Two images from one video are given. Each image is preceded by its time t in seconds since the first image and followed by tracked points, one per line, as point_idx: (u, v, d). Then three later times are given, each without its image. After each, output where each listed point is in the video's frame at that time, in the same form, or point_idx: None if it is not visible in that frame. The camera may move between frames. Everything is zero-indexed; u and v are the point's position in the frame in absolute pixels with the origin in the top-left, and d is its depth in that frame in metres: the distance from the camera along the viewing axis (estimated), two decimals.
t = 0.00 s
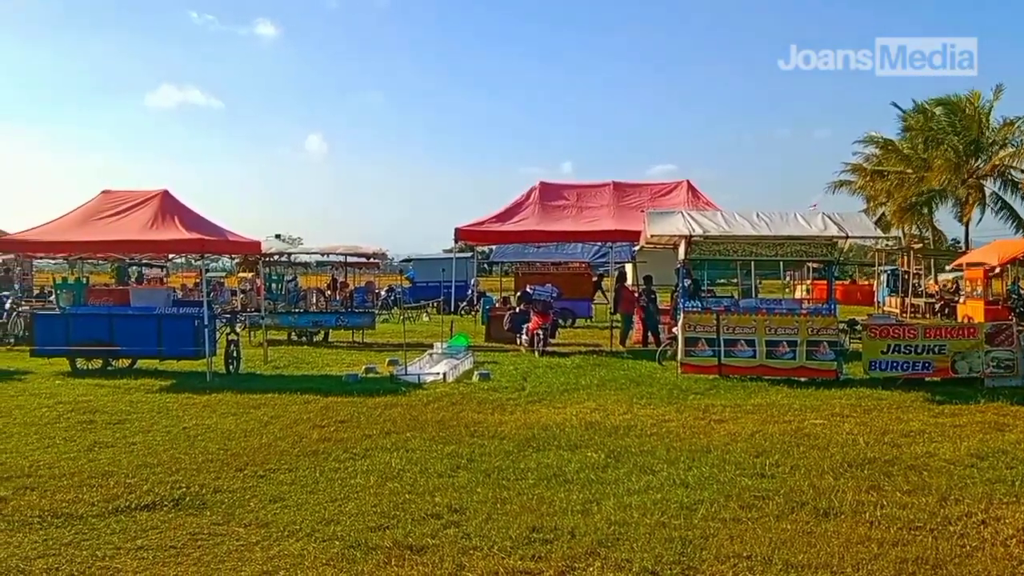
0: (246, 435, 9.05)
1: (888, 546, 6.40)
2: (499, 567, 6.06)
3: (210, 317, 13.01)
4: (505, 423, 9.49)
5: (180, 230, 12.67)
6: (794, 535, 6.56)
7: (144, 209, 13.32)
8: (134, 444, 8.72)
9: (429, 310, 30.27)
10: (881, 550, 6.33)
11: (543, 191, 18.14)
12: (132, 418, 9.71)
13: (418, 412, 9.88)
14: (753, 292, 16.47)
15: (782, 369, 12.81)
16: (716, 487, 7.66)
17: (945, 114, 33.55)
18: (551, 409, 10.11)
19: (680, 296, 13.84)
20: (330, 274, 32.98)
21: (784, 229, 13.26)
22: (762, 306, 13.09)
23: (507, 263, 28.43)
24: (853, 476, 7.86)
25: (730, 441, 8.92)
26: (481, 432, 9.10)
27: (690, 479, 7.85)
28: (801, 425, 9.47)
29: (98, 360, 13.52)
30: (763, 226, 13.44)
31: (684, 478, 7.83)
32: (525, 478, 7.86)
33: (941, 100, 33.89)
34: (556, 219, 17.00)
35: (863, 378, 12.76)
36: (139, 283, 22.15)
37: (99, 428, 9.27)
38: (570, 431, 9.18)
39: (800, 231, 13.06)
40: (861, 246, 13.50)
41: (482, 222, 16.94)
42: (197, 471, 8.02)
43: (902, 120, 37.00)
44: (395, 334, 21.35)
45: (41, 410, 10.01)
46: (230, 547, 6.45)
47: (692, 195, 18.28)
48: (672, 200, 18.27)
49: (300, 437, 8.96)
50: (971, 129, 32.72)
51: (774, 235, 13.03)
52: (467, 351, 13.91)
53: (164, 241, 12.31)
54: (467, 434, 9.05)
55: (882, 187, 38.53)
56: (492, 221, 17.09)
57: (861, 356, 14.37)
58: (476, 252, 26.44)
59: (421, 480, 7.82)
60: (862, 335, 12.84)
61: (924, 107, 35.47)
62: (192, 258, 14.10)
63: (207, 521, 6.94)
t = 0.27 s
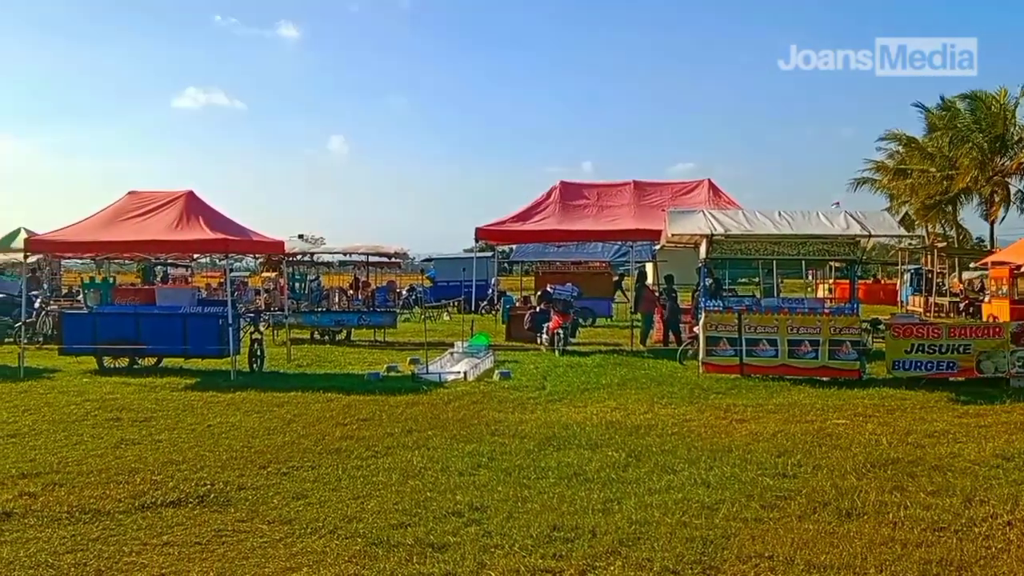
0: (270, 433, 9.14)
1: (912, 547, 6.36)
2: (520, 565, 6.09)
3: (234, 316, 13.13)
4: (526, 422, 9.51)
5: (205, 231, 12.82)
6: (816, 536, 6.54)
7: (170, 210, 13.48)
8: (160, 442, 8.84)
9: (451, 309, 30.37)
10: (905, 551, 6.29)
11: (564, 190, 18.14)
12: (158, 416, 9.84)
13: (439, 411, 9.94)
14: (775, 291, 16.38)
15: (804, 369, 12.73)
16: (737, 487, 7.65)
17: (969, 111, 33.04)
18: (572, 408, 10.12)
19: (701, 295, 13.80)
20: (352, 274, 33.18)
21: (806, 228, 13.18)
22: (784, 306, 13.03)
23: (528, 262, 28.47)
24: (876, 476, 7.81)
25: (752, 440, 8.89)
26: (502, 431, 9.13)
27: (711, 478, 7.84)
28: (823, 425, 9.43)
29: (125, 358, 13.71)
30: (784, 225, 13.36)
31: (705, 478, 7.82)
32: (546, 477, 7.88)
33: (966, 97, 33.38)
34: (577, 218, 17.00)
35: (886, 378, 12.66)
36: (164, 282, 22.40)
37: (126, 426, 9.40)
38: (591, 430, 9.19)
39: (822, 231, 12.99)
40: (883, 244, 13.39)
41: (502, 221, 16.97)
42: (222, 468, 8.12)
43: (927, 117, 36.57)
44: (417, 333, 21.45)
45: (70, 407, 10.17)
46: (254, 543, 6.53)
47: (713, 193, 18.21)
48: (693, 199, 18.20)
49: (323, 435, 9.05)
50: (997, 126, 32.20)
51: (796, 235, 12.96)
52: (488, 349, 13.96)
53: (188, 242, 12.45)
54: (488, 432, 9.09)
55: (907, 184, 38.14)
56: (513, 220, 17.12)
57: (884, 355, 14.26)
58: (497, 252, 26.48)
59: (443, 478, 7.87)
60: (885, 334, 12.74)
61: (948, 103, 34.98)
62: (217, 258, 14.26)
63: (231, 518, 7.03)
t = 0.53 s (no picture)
0: (293, 431, 9.22)
1: (935, 548, 6.32)
2: (541, 564, 6.11)
3: (258, 316, 13.23)
4: (546, 421, 9.53)
5: (229, 230, 12.93)
6: (839, 536, 6.51)
7: (195, 209, 13.61)
8: (185, 439, 8.94)
9: (471, 309, 30.44)
10: (928, 552, 6.25)
11: (584, 189, 18.14)
12: (182, 414, 9.94)
13: (460, 410, 9.98)
14: (796, 290, 16.30)
15: (827, 369, 12.67)
16: (759, 487, 7.63)
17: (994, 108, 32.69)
18: (593, 407, 10.13)
19: (722, 294, 13.76)
20: (373, 273, 33.34)
21: (828, 226, 13.11)
22: (806, 305, 12.96)
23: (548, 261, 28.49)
24: (899, 477, 7.77)
25: (773, 440, 8.87)
26: (523, 430, 9.16)
27: (733, 478, 7.83)
28: (845, 425, 9.39)
29: (151, 357, 13.85)
30: (806, 223, 13.29)
31: (727, 478, 7.80)
32: (567, 476, 7.90)
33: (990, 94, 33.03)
34: (597, 218, 16.98)
35: (909, 378, 12.57)
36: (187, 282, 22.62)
37: (151, 424, 9.51)
38: (612, 430, 9.20)
39: (844, 230, 12.91)
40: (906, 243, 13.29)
41: (522, 221, 16.99)
42: (245, 466, 8.19)
43: (950, 114, 36.20)
44: (437, 332, 21.52)
45: (96, 405, 10.30)
46: (277, 541, 6.59)
47: (734, 192, 18.13)
48: (714, 198, 18.14)
49: (345, 433, 9.11)
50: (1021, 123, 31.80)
51: (818, 233, 12.88)
52: (508, 348, 14.00)
53: (212, 241, 12.56)
54: (509, 431, 9.12)
55: (929, 183, 37.78)
56: (533, 220, 17.13)
57: (907, 355, 14.16)
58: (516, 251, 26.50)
59: (464, 476, 7.91)
60: (908, 334, 12.65)
61: (972, 101, 34.63)
62: (240, 257, 14.38)
63: (255, 516, 7.09)
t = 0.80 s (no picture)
0: (316, 430, 9.28)
1: (959, 549, 6.28)
2: (562, 563, 6.11)
3: (280, 315, 13.32)
4: (568, 420, 9.55)
5: (252, 230, 13.02)
6: (862, 536, 6.48)
7: (218, 210, 13.72)
8: (209, 437, 9.02)
9: (489, 308, 30.48)
10: (952, 553, 6.21)
11: (604, 189, 18.12)
12: (206, 412, 10.03)
13: (482, 409, 10.01)
14: (817, 289, 16.21)
15: (849, 368, 12.60)
16: (781, 486, 7.61)
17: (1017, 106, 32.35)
18: (614, 407, 10.13)
19: (744, 294, 13.71)
20: (394, 273, 33.51)
21: (850, 225, 13.03)
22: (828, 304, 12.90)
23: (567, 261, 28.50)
24: (923, 477, 7.71)
25: (796, 440, 8.83)
26: (544, 429, 9.18)
27: (755, 478, 7.81)
28: (869, 425, 9.34)
29: (174, 356, 13.97)
30: (828, 222, 13.22)
31: (749, 477, 7.79)
32: (588, 475, 7.90)
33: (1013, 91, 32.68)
34: (617, 217, 16.97)
35: (932, 378, 12.49)
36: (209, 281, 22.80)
37: (175, 422, 9.60)
38: (634, 429, 9.20)
39: (866, 228, 12.83)
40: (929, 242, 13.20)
41: (542, 220, 17.00)
42: (268, 464, 8.25)
43: (973, 113, 35.85)
44: (456, 331, 21.58)
45: (120, 403, 10.41)
46: (299, 538, 6.63)
47: (755, 191, 18.06)
48: (735, 197, 18.07)
49: (367, 432, 9.16)
50: None
51: (840, 233, 12.81)
52: (528, 347, 14.02)
53: (234, 241, 12.65)
54: (531, 430, 9.14)
55: (952, 182, 37.42)
56: (552, 219, 17.13)
57: (930, 354, 14.05)
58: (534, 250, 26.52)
59: (485, 475, 7.93)
60: (931, 333, 12.57)
61: (996, 99, 34.28)
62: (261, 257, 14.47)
63: (278, 513, 7.15)
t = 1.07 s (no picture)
0: (338, 428, 9.34)
1: (985, 550, 6.22)
2: (583, 562, 6.12)
3: (303, 314, 13.43)
4: (588, 419, 9.55)
5: (274, 231, 13.12)
6: (885, 537, 6.44)
7: (241, 210, 13.83)
8: (233, 436, 9.11)
9: (510, 307, 30.52)
10: (978, 554, 6.16)
11: (625, 188, 18.09)
12: (229, 410, 10.12)
13: (502, 408, 10.04)
14: (840, 289, 16.10)
15: (872, 368, 12.51)
16: (803, 487, 7.57)
17: None
18: (635, 406, 10.13)
19: (765, 293, 13.65)
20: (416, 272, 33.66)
21: (873, 224, 12.94)
22: (851, 304, 12.83)
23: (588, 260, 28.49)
24: (947, 478, 7.65)
25: (818, 440, 8.78)
26: (565, 428, 9.19)
27: (777, 478, 7.78)
28: (892, 425, 9.27)
29: (198, 355, 14.11)
30: (851, 221, 13.13)
31: (771, 477, 7.76)
32: (609, 475, 7.91)
33: None
34: (637, 216, 16.93)
35: (957, 378, 12.37)
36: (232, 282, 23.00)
37: (199, 420, 9.70)
38: (654, 428, 9.18)
39: (889, 227, 12.71)
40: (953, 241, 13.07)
41: (562, 220, 16.99)
42: (291, 462, 8.32)
43: (997, 110, 35.44)
44: (476, 330, 21.63)
45: (145, 402, 10.53)
46: (322, 536, 6.69)
47: (777, 190, 17.96)
48: (756, 196, 17.98)
49: (389, 431, 9.21)
50: None
51: (862, 231, 12.70)
52: (548, 347, 14.03)
53: (257, 242, 12.75)
54: (551, 429, 9.15)
55: (976, 180, 37.02)
56: (573, 219, 17.12)
57: (954, 354, 13.91)
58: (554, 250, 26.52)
59: (506, 474, 7.96)
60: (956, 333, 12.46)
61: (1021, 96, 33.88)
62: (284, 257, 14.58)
63: (300, 511, 7.21)
